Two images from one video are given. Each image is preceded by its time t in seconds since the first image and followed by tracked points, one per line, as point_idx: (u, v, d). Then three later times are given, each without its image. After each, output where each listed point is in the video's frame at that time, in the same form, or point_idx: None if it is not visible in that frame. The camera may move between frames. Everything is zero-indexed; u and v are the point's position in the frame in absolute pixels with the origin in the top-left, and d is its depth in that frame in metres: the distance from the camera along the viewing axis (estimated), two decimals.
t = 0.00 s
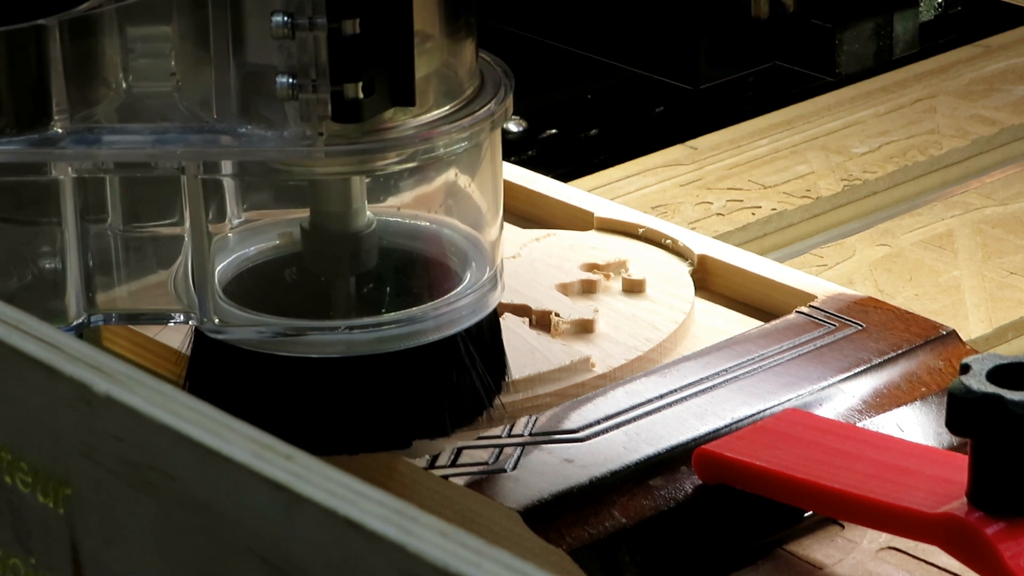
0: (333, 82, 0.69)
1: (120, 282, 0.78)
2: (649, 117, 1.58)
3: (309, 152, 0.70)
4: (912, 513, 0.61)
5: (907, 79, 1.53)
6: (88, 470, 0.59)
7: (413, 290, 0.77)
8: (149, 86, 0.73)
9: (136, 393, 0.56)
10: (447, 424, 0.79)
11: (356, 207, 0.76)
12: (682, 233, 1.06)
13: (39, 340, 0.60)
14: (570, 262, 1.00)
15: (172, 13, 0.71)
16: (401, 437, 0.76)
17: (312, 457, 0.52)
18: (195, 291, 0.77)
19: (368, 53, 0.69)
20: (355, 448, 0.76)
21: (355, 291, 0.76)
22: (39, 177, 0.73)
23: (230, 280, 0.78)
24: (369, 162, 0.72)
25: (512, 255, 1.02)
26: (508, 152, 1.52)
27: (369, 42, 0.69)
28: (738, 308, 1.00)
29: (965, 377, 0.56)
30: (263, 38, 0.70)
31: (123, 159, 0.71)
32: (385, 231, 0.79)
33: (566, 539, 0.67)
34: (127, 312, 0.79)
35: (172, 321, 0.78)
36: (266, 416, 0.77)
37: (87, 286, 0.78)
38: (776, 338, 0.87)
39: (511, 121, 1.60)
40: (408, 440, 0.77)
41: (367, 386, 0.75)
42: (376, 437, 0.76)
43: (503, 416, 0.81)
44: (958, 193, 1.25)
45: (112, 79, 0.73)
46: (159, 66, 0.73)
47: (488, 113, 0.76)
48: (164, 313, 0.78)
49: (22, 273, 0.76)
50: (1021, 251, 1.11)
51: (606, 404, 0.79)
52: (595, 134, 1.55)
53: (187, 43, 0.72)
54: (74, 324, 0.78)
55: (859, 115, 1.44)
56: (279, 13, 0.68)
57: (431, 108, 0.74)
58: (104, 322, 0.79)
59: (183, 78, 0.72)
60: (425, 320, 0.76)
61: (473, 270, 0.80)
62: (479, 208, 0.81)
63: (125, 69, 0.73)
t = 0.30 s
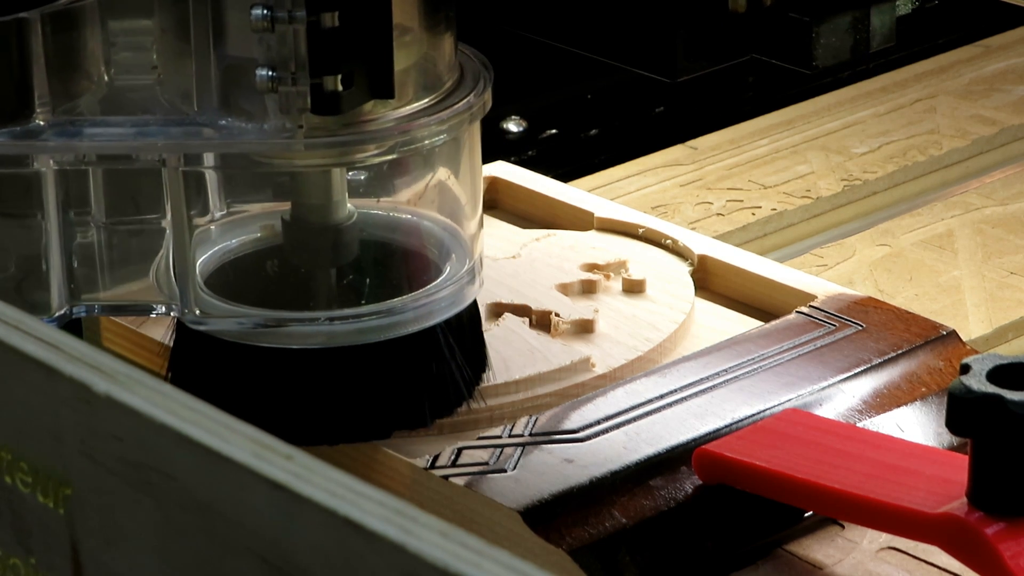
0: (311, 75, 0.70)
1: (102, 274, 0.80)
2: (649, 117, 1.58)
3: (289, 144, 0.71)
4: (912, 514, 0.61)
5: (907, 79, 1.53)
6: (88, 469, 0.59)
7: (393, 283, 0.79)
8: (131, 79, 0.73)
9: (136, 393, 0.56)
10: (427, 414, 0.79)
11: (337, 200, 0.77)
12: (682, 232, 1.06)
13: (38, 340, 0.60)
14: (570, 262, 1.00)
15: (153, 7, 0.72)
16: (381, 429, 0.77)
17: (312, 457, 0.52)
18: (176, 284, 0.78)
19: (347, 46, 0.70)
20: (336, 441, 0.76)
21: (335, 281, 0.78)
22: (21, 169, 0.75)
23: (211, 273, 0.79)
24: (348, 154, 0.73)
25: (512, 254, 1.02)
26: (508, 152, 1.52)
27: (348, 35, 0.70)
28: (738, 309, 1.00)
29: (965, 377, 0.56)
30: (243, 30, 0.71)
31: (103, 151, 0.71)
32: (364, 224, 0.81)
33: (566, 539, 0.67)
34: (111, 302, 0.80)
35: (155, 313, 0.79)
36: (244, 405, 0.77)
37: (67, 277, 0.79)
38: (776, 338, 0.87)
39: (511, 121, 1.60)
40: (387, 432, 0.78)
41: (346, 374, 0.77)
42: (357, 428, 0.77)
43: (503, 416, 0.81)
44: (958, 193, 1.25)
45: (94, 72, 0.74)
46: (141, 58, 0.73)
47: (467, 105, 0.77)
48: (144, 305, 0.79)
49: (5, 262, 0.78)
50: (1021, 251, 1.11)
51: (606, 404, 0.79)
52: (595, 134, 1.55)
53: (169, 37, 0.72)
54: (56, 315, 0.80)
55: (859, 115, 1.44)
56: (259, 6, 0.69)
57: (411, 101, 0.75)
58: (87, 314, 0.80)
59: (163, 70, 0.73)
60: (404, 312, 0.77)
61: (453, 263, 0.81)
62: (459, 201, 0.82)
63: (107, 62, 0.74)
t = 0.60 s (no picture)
0: (292, 66, 0.70)
1: (84, 263, 0.80)
2: (649, 117, 1.58)
3: (269, 136, 0.70)
4: (912, 513, 0.61)
5: (907, 79, 1.53)
6: (87, 469, 0.60)
7: (374, 274, 0.78)
8: (112, 72, 0.74)
9: (136, 393, 0.56)
10: (407, 405, 0.80)
11: (319, 191, 0.77)
12: (682, 233, 1.06)
13: (38, 340, 0.60)
14: (570, 262, 1.00)
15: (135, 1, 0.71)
16: (361, 419, 0.78)
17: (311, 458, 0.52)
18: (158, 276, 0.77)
19: (326, 37, 0.70)
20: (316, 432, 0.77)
21: (316, 273, 0.77)
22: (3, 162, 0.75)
23: (194, 264, 0.79)
24: (329, 147, 0.73)
25: (512, 254, 1.02)
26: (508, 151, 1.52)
27: (327, 27, 0.71)
28: (738, 309, 1.00)
29: (965, 377, 0.56)
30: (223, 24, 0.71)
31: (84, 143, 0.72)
32: (345, 215, 0.80)
33: (566, 539, 0.67)
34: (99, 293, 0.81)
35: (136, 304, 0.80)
36: (227, 397, 0.77)
37: (50, 270, 0.80)
38: (776, 338, 0.87)
39: (511, 121, 1.60)
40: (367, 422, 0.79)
41: (327, 366, 0.76)
42: (335, 419, 0.77)
43: (503, 416, 0.82)
44: (958, 193, 1.25)
45: (77, 66, 0.73)
46: (123, 52, 0.73)
47: (446, 98, 0.76)
48: (128, 296, 0.80)
49: None
50: (1021, 251, 1.11)
51: (606, 404, 0.79)
52: (595, 134, 1.55)
53: (150, 31, 0.72)
54: (39, 306, 0.80)
55: (859, 115, 1.44)
56: None
57: (390, 94, 0.74)
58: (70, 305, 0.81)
59: (144, 63, 0.73)
60: (384, 303, 0.76)
61: (433, 255, 0.80)
62: (437, 193, 0.81)
63: (88, 56, 0.73)
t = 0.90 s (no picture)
0: (271, 59, 0.70)
1: (68, 254, 0.81)
2: (649, 117, 1.58)
3: (249, 128, 0.71)
4: (913, 514, 0.61)
5: (907, 79, 1.53)
6: (88, 470, 0.62)
7: (354, 266, 0.78)
8: (95, 66, 0.75)
9: (135, 393, 0.58)
10: (386, 396, 0.79)
11: (299, 183, 0.77)
12: (682, 232, 1.06)
13: (38, 340, 0.62)
14: (570, 262, 1.00)
15: None
16: (342, 409, 0.78)
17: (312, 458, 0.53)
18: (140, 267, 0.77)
19: (304, 30, 0.70)
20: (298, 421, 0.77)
21: (297, 264, 0.77)
22: None
23: (177, 257, 0.79)
24: (310, 139, 0.72)
25: (512, 254, 1.02)
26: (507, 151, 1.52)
27: (306, 20, 0.70)
28: (738, 309, 1.00)
29: (965, 377, 0.56)
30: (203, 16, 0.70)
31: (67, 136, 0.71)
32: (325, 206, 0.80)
33: (566, 539, 0.67)
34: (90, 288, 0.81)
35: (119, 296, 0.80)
36: (207, 386, 0.77)
37: (33, 263, 0.80)
38: (776, 338, 0.87)
39: (511, 121, 1.60)
40: (347, 411, 0.78)
41: (308, 358, 0.76)
42: (315, 409, 0.77)
43: (503, 416, 0.82)
44: (958, 193, 1.25)
45: (59, 58, 0.75)
46: (103, 45, 0.75)
47: (425, 91, 0.76)
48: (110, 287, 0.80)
49: None
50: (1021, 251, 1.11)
51: (606, 404, 0.79)
52: (595, 134, 1.55)
53: (130, 23, 0.72)
54: (21, 298, 0.80)
55: (859, 115, 1.44)
56: None
57: (369, 86, 0.75)
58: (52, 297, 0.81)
59: (127, 57, 0.73)
60: (365, 294, 0.76)
61: (413, 246, 0.81)
62: (419, 186, 0.82)
63: (71, 49, 0.75)
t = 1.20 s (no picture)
0: (252, 52, 0.71)
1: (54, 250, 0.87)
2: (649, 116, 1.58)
3: (230, 121, 0.72)
4: (913, 514, 0.61)
5: (908, 79, 1.53)
6: (88, 470, 0.64)
7: (335, 258, 0.79)
8: (77, 59, 0.76)
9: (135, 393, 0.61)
10: (367, 389, 0.80)
11: (281, 175, 0.78)
12: (683, 232, 1.06)
13: (38, 340, 0.65)
14: (570, 262, 1.00)
15: None
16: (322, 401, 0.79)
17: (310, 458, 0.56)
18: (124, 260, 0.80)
19: (285, 22, 0.71)
20: (279, 412, 0.78)
21: (279, 255, 0.78)
22: None
23: (159, 249, 0.80)
24: (291, 131, 0.73)
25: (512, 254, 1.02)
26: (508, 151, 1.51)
27: (285, 12, 0.71)
28: (738, 309, 1.00)
29: (965, 377, 0.57)
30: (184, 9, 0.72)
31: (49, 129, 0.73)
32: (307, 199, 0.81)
33: (566, 539, 0.67)
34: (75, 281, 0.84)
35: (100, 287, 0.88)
36: (189, 376, 0.78)
37: (14, 253, 0.87)
38: (776, 338, 0.87)
39: (511, 121, 1.59)
40: (328, 403, 0.79)
41: (288, 348, 0.77)
42: (296, 400, 0.78)
43: (503, 416, 0.82)
44: (958, 193, 1.25)
45: (42, 51, 0.76)
46: (88, 38, 0.76)
47: (405, 85, 0.77)
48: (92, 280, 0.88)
49: None
50: (1021, 251, 1.11)
51: (606, 404, 0.79)
52: (595, 134, 1.55)
53: (112, 16, 0.73)
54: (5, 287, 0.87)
55: (859, 115, 1.44)
56: None
57: (351, 79, 0.75)
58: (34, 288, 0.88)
59: (109, 50, 0.74)
60: (346, 286, 0.78)
61: (394, 236, 0.82)
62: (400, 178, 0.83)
63: (54, 43, 0.76)
